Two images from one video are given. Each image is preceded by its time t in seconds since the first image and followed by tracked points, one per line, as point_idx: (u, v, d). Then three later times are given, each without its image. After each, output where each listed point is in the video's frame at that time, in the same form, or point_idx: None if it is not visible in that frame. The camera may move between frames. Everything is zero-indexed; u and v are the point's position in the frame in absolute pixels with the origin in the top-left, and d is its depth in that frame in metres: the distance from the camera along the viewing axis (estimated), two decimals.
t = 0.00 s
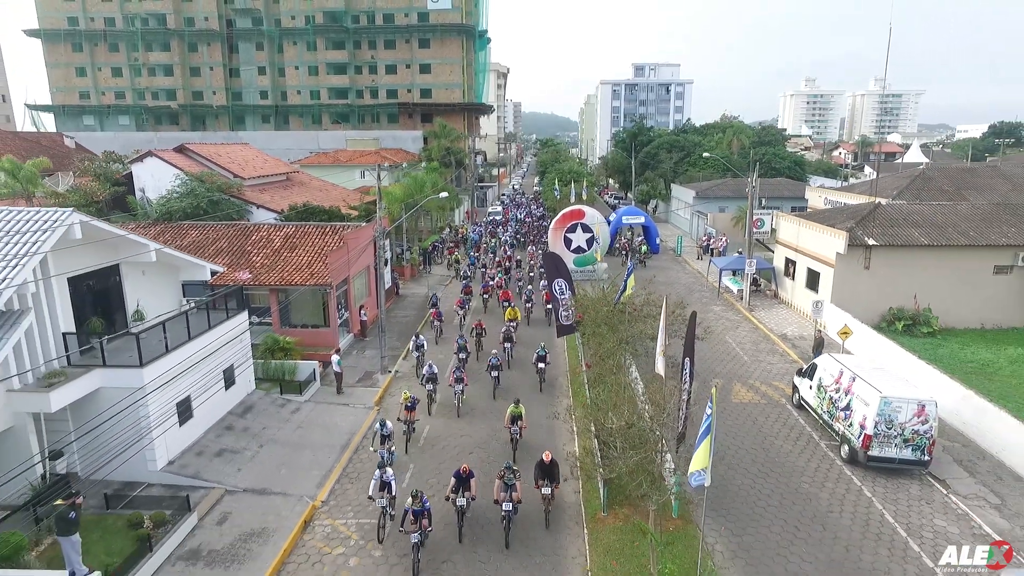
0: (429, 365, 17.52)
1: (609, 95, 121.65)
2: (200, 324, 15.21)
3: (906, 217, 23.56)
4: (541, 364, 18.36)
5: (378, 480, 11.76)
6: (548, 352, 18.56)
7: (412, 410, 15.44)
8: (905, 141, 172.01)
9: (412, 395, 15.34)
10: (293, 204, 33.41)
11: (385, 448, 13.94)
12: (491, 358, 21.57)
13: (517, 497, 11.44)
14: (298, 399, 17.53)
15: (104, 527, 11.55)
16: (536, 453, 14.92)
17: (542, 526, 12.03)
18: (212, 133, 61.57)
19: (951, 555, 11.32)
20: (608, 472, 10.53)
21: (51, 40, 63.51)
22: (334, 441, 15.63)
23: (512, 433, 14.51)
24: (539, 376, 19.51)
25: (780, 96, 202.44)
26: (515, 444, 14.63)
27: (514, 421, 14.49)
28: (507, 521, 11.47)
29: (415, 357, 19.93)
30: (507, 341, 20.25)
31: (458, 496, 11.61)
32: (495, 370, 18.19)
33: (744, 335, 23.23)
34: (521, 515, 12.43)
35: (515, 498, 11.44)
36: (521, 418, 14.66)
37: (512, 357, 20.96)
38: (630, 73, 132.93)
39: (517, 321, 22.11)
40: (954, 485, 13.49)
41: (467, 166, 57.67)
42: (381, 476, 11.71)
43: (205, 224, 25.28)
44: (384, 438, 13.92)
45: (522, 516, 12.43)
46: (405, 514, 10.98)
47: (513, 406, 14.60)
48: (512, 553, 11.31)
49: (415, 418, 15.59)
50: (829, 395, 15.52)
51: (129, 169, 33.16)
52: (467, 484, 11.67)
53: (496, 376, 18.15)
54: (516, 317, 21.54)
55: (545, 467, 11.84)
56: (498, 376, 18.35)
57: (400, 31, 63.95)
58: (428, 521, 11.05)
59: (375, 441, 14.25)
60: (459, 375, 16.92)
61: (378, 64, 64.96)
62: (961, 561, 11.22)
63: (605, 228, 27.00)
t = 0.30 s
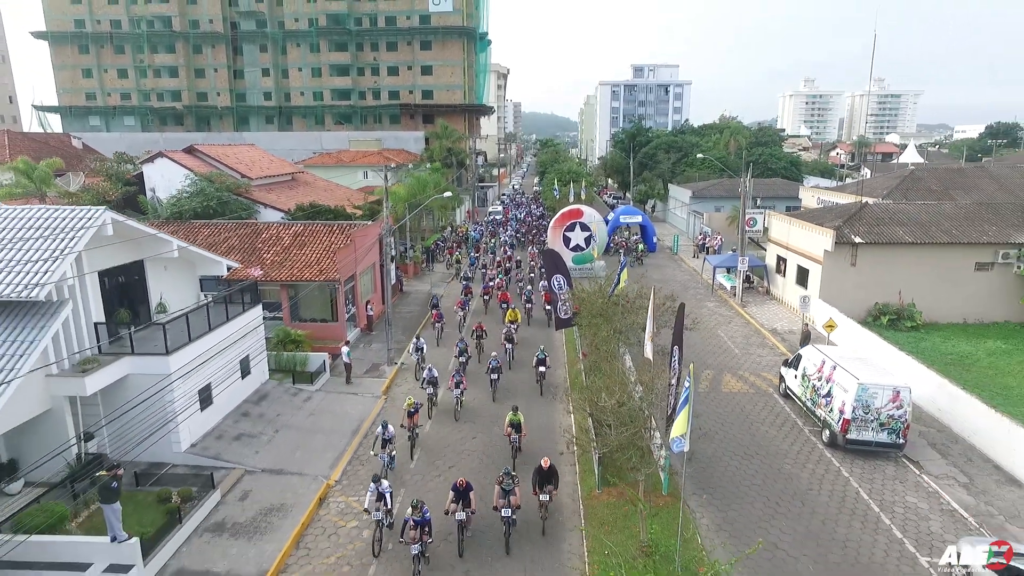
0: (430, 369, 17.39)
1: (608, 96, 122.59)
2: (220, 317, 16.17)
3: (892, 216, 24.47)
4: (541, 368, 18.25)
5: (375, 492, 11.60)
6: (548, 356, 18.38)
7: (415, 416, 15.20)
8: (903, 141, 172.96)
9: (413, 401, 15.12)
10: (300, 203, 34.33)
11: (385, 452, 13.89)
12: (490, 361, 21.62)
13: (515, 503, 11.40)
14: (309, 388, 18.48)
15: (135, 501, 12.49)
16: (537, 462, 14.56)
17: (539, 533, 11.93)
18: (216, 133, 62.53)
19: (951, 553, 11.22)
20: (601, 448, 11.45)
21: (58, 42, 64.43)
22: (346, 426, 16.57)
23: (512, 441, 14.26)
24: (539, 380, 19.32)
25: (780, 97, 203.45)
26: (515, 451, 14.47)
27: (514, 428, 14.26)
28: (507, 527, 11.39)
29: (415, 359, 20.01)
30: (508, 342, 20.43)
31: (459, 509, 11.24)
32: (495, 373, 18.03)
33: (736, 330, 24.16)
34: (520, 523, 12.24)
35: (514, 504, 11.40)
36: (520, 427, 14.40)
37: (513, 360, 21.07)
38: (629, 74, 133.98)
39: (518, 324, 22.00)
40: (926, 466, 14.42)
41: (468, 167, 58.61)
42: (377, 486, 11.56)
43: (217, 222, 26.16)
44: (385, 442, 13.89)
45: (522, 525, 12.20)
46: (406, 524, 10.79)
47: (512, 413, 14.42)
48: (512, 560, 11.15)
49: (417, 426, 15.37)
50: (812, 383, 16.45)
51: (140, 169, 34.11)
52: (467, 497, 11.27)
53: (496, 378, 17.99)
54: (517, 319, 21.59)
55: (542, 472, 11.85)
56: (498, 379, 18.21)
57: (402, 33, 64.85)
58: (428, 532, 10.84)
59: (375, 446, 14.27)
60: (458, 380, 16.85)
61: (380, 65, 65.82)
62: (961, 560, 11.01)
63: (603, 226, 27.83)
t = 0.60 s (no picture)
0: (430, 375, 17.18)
1: (607, 98, 123.47)
2: (237, 314, 17.08)
3: (880, 217, 25.33)
4: (540, 374, 18.11)
5: (372, 508, 11.25)
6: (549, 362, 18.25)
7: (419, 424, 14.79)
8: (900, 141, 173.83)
9: (418, 409, 14.80)
10: (306, 204, 35.18)
11: (386, 459, 13.69)
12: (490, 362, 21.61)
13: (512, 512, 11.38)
14: (320, 381, 19.39)
15: (161, 484, 13.34)
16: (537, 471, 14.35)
17: (537, 541, 11.89)
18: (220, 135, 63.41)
19: (950, 554, 10.91)
20: (596, 433, 12.29)
21: (65, 45, 65.30)
22: (355, 416, 17.45)
23: (512, 450, 13.96)
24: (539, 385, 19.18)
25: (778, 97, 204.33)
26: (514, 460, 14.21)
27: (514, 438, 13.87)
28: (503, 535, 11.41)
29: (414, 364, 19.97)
30: (510, 346, 20.35)
31: (458, 523, 11.10)
32: (495, 377, 17.98)
33: (729, 326, 25.04)
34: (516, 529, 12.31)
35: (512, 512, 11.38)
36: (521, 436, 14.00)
37: (513, 362, 20.98)
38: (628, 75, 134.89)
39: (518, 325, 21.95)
40: (904, 453, 15.29)
41: (469, 168, 59.49)
42: (374, 503, 11.18)
43: (226, 223, 26.94)
44: (386, 449, 13.68)
45: (519, 530, 12.24)
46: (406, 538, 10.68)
47: (512, 421, 14.07)
48: (508, 567, 11.21)
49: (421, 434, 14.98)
50: (798, 376, 17.32)
51: (150, 171, 34.99)
52: (465, 511, 11.15)
53: (496, 383, 18.01)
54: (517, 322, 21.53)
55: (541, 482, 11.71)
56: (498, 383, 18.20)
57: (403, 36, 65.63)
58: (428, 545, 10.87)
59: (376, 451, 14.05)
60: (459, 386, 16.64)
61: (382, 68, 66.63)
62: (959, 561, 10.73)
63: (601, 227, 28.64)
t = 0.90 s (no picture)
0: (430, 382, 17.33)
1: (606, 99, 124.55)
2: (255, 312, 18.11)
3: (867, 219, 26.36)
4: (541, 382, 18.11)
5: (369, 526, 11.19)
6: (550, 369, 18.28)
7: (423, 435, 14.65)
8: (898, 142, 175.02)
9: (422, 418, 14.73)
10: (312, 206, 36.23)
11: (389, 467, 13.70)
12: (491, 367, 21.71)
13: (511, 520, 11.51)
14: (331, 375, 20.42)
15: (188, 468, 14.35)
16: (539, 482, 14.19)
17: (538, 552, 11.87)
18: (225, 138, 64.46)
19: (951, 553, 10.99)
20: (591, 418, 13.35)
21: (72, 48, 66.37)
22: (365, 408, 18.51)
23: (513, 461, 13.85)
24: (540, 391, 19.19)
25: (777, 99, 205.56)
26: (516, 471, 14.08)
27: (515, 448, 13.74)
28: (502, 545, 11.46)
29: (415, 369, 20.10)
30: (511, 350, 20.45)
31: (458, 543, 10.90)
32: (495, 384, 18.08)
33: (721, 324, 26.08)
34: (517, 536, 12.41)
35: (510, 521, 11.50)
36: (522, 447, 13.88)
37: (514, 367, 21.08)
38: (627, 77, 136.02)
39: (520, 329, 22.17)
40: (880, 441, 16.33)
41: (470, 170, 60.54)
42: (371, 522, 11.16)
43: (237, 224, 27.90)
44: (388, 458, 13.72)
45: (520, 537, 12.37)
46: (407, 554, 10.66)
47: (512, 432, 13.87)
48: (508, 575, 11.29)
49: (426, 445, 14.89)
50: (783, 369, 18.35)
51: (161, 174, 36.05)
52: (465, 531, 10.88)
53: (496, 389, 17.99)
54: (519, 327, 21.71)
55: (541, 492, 11.68)
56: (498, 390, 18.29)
57: (406, 40, 66.59)
58: (428, 562, 10.79)
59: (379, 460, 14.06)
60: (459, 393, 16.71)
61: (385, 71, 67.62)
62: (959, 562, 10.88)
63: (599, 228, 29.60)
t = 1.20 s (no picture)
0: (430, 389, 17.47)
1: (606, 101, 125.50)
2: (270, 309, 19.10)
3: (857, 220, 27.27)
4: (542, 388, 18.12)
5: (367, 543, 11.16)
6: (550, 375, 18.31)
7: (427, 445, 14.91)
8: (896, 143, 175.96)
9: (425, 428, 14.77)
10: (318, 208, 37.16)
11: (392, 475, 13.81)
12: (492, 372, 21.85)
13: (511, 528, 11.59)
14: (340, 370, 21.37)
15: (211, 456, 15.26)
16: (539, 491, 14.13)
17: (540, 561, 11.92)
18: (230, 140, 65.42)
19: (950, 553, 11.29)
20: (588, 407, 14.43)
21: (79, 51, 67.40)
22: (374, 400, 19.49)
23: (513, 473, 13.84)
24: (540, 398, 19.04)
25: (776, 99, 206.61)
26: (516, 482, 14.01)
27: (515, 459, 13.77)
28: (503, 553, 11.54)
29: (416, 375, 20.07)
30: (512, 354, 20.66)
31: (459, 560, 10.87)
32: (495, 390, 18.12)
33: (715, 322, 27.00)
34: (517, 545, 12.45)
35: (510, 529, 11.57)
36: (522, 457, 13.91)
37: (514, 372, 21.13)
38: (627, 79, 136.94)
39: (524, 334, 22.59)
40: (862, 432, 17.27)
41: (471, 172, 61.46)
42: (368, 539, 11.13)
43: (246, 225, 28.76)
44: (391, 465, 13.86)
45: (520, 546, 12.42)
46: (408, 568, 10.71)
47: (511, 442, 13.94)
48: None
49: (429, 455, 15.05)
50: (772, 364, 19.28)
51: (171, 176, 37.03)
52: (466, 548, 10.85)
53: (496, 395, 18.00)
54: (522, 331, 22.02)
55: (541, 501, 11.75)
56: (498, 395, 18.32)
57: (408, 43, 67.45)
58: None
59: (382, 467, 14.20)
60: (459, 400, 16.77)
61: (387, 74, 68.54)
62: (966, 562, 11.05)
63: (597, 229, 30.50)
